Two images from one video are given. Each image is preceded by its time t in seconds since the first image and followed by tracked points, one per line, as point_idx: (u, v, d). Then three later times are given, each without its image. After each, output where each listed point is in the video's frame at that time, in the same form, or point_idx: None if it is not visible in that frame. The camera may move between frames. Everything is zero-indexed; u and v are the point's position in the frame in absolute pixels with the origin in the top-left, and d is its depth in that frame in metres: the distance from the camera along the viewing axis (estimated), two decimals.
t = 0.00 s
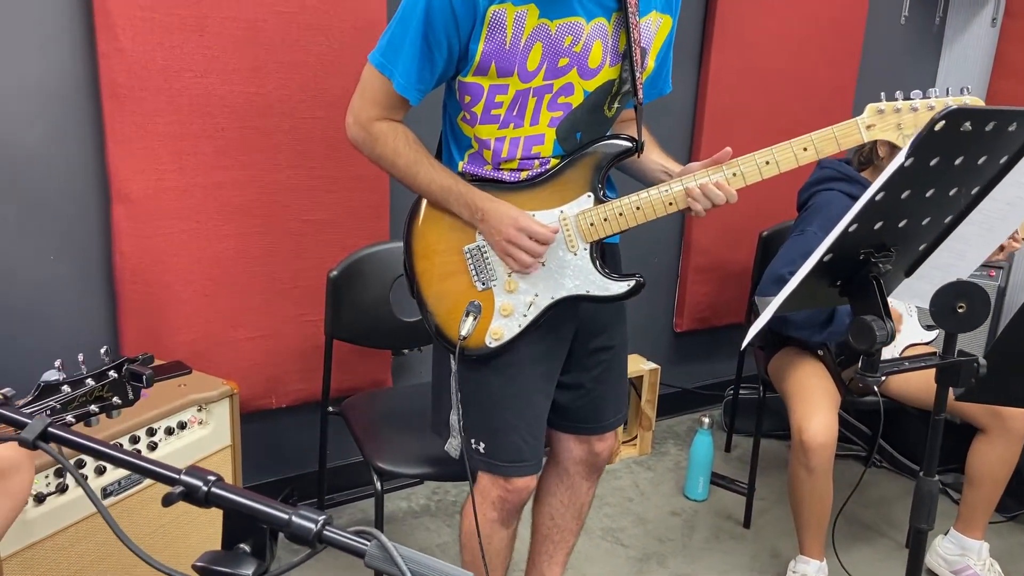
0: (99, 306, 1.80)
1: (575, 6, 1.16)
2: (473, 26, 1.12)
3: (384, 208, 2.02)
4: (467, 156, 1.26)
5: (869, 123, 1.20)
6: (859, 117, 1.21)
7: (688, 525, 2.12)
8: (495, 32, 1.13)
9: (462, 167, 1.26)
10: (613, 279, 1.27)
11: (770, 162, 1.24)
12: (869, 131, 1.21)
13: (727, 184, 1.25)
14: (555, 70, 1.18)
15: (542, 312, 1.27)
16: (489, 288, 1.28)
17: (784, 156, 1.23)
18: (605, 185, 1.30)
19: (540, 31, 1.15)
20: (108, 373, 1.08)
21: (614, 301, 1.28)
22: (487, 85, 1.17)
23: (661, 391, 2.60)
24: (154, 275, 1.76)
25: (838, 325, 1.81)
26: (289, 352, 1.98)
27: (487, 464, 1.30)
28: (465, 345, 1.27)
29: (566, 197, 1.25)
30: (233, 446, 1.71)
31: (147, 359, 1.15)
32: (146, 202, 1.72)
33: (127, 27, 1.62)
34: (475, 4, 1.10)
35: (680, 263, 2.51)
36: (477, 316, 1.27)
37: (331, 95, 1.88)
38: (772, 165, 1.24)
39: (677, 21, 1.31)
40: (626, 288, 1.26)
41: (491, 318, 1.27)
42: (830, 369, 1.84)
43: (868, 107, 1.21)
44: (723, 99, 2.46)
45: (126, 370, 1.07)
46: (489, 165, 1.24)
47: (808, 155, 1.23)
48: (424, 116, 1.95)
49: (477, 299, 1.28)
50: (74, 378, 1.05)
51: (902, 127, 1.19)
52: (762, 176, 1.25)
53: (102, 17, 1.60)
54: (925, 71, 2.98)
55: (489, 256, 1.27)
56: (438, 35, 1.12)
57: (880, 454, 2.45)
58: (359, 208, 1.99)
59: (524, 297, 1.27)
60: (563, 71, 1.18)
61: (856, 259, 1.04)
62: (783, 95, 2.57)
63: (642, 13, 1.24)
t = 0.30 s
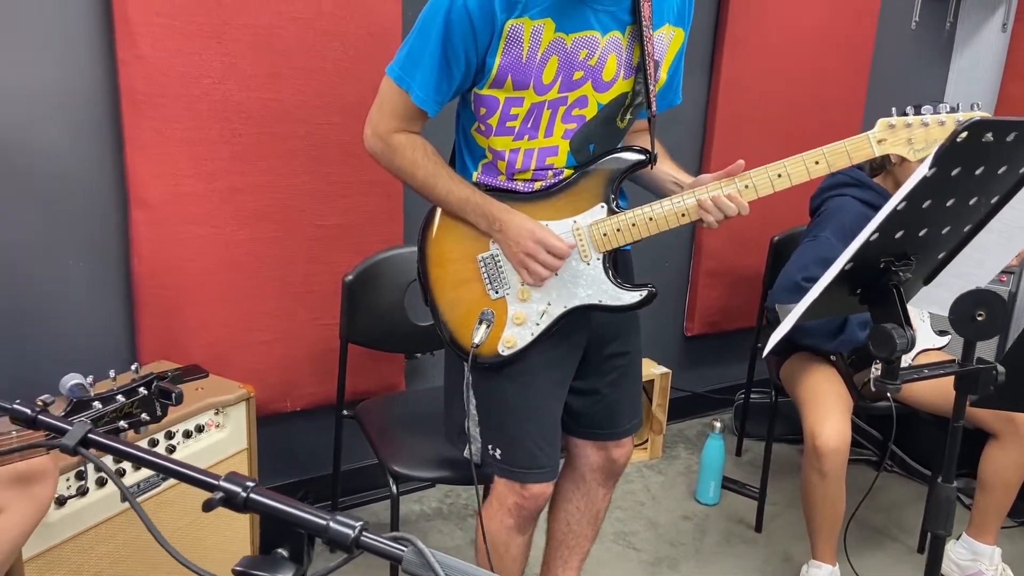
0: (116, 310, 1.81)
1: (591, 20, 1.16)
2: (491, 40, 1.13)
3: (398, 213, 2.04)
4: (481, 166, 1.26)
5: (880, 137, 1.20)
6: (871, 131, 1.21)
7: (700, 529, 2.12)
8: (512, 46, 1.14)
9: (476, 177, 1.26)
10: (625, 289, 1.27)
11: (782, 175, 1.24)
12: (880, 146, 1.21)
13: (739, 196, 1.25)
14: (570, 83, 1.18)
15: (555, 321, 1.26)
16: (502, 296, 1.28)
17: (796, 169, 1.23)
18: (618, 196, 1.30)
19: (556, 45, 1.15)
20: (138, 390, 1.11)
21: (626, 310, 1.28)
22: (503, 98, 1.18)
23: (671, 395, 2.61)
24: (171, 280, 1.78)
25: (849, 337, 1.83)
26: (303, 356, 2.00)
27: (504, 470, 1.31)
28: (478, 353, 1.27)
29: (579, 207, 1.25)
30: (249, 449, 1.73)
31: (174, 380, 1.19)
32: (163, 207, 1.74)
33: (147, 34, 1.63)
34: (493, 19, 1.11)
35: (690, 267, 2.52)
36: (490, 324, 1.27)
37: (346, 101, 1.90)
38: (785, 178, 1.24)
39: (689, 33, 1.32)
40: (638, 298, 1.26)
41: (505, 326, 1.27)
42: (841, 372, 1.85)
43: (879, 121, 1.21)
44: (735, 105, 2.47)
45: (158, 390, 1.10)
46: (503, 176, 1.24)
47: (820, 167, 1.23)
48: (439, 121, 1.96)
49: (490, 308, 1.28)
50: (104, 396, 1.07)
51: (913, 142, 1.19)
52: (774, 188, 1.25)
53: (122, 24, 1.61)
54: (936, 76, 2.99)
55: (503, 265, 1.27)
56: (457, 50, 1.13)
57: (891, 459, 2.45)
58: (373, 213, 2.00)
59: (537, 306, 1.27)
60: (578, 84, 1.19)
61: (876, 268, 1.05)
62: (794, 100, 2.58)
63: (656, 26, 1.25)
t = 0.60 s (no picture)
0: (134, 310, 1.82)
1: (611, 18, 1.17)
2: (512, 37, 1.13)
3: (414, 215, 2.04)
4: (500, 163, 1.27)
5: (902, 135, 1.21)
6: (893, 129, 1.22)
7: (713, 532, 2.12)
8: (533, 44, 1.14)
9: (496, 174, 1.27)
10: (646, 286, 1.27)
11: (803, 173, 1.25)
12: (902, 143, 1.21)
13: (761, 194, 1.26)
14: (590, 81, 1.19)
15: (575, 317, 1.27)
16: (523, 293, 1.28)
17: (818, 167, 1.24)
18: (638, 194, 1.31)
19: (576, 42, 1.16)
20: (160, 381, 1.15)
21: (646, 308, 1.28)
22: (524, 95, 1.18)
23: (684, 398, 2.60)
24: (189, 281, 1.79)
25: (865, 343, 1.80)
26: (318, 357, 2.00)
27: (518, 466, 1.30)
28: (498, 350, 1.27)
29: (598, 205, 1.26)
30: (266, 450, 1.73)
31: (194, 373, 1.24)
32: (181, 209, 1.75)
33: (168, 36, 1.65)
34: (515, 16, 1.11)
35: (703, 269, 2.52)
36: (511, 321, 1.27)
37: (363, 104, 1.91)
38: (806, 175, 1.25)
39: (709, 30, 1.32)
40: (660, 295, 1.26)
41: (524, 324, 1.27)
42: (858, 376, 1.86)
43: (901, 119, 1.22)
44: (749, 107, 2.47)
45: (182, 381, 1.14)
46: (523, 173, 1.25)
47: (842, 166, 1.24)
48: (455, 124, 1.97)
49: (511, 305, 1.28)
50: (127, 386, 1.10)
51: (936, 139, 1.20)
52: (795, 186, 1.26)
53: (143, 27, 1.63)
54: (950, 79, 2.98)
55: (523, 262, 1.28)
56: (478, 47, 1.13)
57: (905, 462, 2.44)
58: (390, 215, 2.01)
59: (557, 303, 1.27)
60: (598, 81, 1.19)
61: (902, 271, 1.05)
62: (808, 103, 2.58)
63: (676, 22, 1.25)
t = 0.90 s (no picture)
0: (156, 309, 1.84)
1: (637, 23, 1.18)
2: (540, 41, 1.14)
3: (432, 215, 2.06)
4: (525, 165, 1.28)
5: (928, 142, 1.23)
6: (918, 136, 1.23)
7: (730, 533, 2.12)
8: (560, 49, 1.15)
9: (521, 176, 1.28)
10: (668, 289, 1.28)
11: (828, 178, 1.25)
12: (927, 151, 1.23)
13: (785, 199, 1.26)
14: (615, 85, 1.20)
15: (597, 319, 1.27)
16: (546, 294, 1.29)
17: (843, 173, 1.25)
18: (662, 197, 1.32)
19: (603, 47, 1.17)
20: (191, 385, 1.13)
21: (668, 310, 1.29)
22: (550, 99, 1.19)
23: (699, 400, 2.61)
24: (210, 280, 1.81)
25: (884, 345, 1.80)
26: (337, 357, 2.02)
27: (541, 466, 1.31)
28: (520, 350, 1.27)
29: (622, 207, 1.27)
30: (286, 448, 1.75)
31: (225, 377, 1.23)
32: (204, 209, 1.76)
33: (192, 38, 1.66)
34: (542, 19, 1.12)
35: (719, 272, 2.52)
36: (533, 321, 1.27)
37: (383, 105, 1.92)
38: (831, 181, 1.25)
39: (734, 36, 1.32)
40: (682, 298, 1.27)
41: (547, 324, 1.28)
42: (877, 379, 1.86)
43: (927, 126, 1.23)
44: (765, 110, 2.47)
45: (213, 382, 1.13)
46: (547, 176, 1.26)
47: (866, 171, 1.25)
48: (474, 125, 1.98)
49: (534, 305, 1.29)
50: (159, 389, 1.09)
51: (961, 148, 1.22)
52: (820, 192, 1.26)
53: (167, 28, 1.65)
54: (967, 82, 2.98)
55: (547, 263, 1.28)
56: (506, 50, 1.14)
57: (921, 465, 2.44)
58: (408, 216, 2.02)
59: (580, 304, 1.28)
60: (624, 86, 1.20)
61: (930, 271, 1.05)
62: (824, 105, 2.58)
63: (702, 28, 1.25)
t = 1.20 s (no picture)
0: (180, 312, 1.85)
1: (669, 29, 1.20)
2: (572, 47, 1.17)
3: (454, 219, 2.06)
4: (553, 171, 1.29)
5: (958, 148, 1.23)
6: (949, 142, 1.23)
7: (749, 539, 2.12)
8: (592, 55, 1.18)
9: (549, 182, 1.29)
10: (697, 294, 1.28)
11: (858, 184, 1.26)
12: (958, 157, 1.23)
13: (814, 204, 1.27)
14: (646, 91, 1.22)
15: (625, 325, 1.28)
16: (574, 299, 1.30)
17: (873, 179, 1.25)
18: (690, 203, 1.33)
19: (634, 54, 1.19)
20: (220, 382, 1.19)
21: (697, 316, 1.29)
22: (580, 105, 1.21)
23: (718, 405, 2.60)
24: (234, 283, 1.82)
25: (909, 348, 1.78)
26: (358, 360, 2.02)
27: (567, 471, 1.32)
28: (548, 355, 1.29)
29: (651, 213, 1.27)
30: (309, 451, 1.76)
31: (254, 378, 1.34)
32: (228, 213, 1.78)
33: (218, 44, 1.68)
34: (575, 26, 1.15)
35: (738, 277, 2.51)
36: (561, 327, 1.29)
37: (406, 110, 1.92)
38: (861, 187, 1.26)
39: (764, 42, 1.32)
40: (711, 304, 1.27)
41: (575, 330, 1.29)
42: (900, 385, 1.85)
43: (957, 132, 1.23)
44: (786, 114, 2.46)
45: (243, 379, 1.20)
46: (576, 181, 1.27)
47: (897, 177, 1.25)
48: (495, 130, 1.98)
49: (561, 311, 1.30)
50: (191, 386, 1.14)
51: (992, 153, 1.21)
52: (849, 197, 1.27)
53: (194, 34, 1.66)
54: (987, 86, 2.96)
55: (575, 269, 1.29)
56: (538, 56, 1.16)
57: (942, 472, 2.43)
58: (430, 220, 2.03)
59: (608, 309, 1.29)
60: (654, 92, 1.22)
61: (965, 278, 1.06)
62: (844, 110, 2.57)
63: (732, 34, 1.26)
